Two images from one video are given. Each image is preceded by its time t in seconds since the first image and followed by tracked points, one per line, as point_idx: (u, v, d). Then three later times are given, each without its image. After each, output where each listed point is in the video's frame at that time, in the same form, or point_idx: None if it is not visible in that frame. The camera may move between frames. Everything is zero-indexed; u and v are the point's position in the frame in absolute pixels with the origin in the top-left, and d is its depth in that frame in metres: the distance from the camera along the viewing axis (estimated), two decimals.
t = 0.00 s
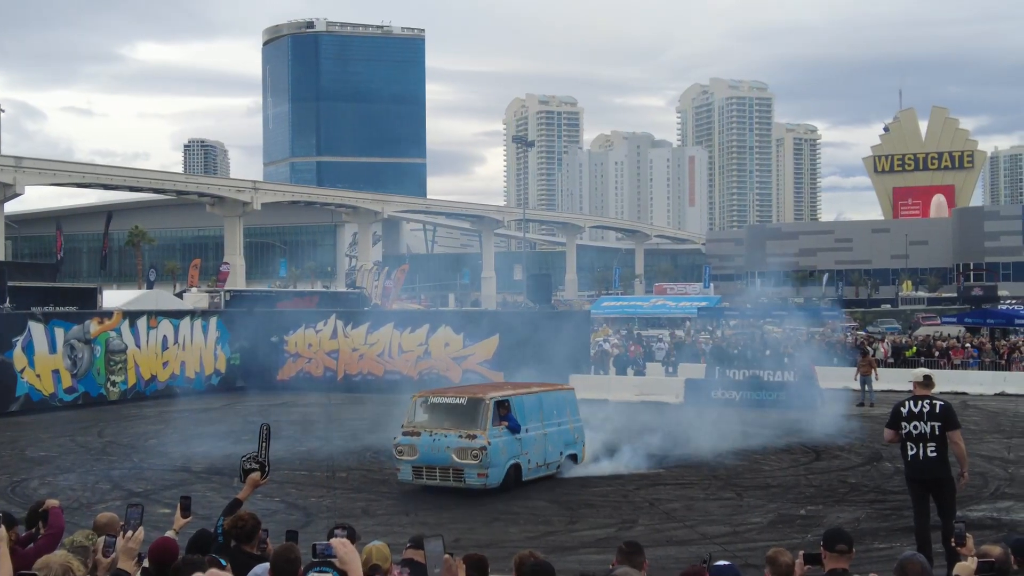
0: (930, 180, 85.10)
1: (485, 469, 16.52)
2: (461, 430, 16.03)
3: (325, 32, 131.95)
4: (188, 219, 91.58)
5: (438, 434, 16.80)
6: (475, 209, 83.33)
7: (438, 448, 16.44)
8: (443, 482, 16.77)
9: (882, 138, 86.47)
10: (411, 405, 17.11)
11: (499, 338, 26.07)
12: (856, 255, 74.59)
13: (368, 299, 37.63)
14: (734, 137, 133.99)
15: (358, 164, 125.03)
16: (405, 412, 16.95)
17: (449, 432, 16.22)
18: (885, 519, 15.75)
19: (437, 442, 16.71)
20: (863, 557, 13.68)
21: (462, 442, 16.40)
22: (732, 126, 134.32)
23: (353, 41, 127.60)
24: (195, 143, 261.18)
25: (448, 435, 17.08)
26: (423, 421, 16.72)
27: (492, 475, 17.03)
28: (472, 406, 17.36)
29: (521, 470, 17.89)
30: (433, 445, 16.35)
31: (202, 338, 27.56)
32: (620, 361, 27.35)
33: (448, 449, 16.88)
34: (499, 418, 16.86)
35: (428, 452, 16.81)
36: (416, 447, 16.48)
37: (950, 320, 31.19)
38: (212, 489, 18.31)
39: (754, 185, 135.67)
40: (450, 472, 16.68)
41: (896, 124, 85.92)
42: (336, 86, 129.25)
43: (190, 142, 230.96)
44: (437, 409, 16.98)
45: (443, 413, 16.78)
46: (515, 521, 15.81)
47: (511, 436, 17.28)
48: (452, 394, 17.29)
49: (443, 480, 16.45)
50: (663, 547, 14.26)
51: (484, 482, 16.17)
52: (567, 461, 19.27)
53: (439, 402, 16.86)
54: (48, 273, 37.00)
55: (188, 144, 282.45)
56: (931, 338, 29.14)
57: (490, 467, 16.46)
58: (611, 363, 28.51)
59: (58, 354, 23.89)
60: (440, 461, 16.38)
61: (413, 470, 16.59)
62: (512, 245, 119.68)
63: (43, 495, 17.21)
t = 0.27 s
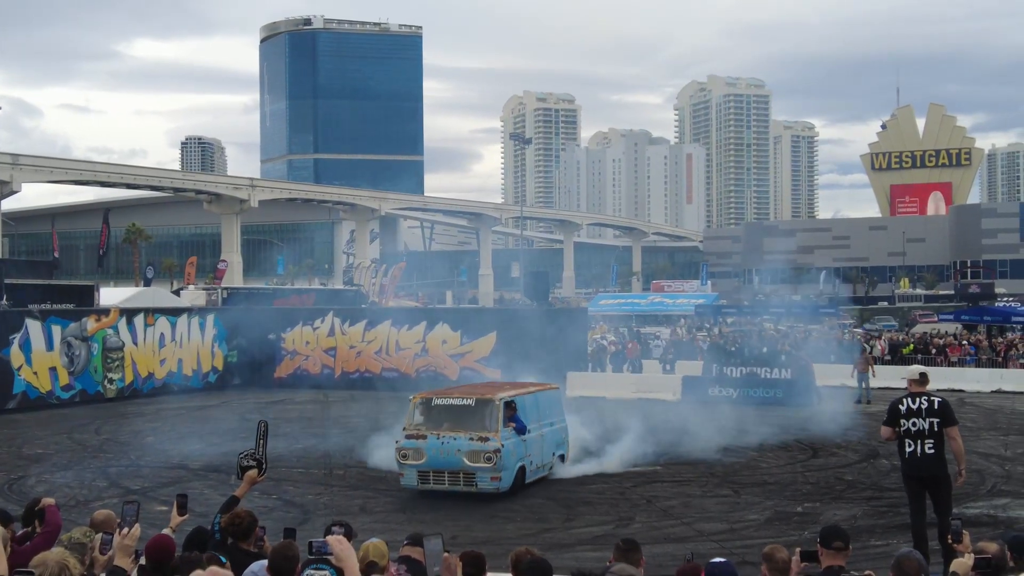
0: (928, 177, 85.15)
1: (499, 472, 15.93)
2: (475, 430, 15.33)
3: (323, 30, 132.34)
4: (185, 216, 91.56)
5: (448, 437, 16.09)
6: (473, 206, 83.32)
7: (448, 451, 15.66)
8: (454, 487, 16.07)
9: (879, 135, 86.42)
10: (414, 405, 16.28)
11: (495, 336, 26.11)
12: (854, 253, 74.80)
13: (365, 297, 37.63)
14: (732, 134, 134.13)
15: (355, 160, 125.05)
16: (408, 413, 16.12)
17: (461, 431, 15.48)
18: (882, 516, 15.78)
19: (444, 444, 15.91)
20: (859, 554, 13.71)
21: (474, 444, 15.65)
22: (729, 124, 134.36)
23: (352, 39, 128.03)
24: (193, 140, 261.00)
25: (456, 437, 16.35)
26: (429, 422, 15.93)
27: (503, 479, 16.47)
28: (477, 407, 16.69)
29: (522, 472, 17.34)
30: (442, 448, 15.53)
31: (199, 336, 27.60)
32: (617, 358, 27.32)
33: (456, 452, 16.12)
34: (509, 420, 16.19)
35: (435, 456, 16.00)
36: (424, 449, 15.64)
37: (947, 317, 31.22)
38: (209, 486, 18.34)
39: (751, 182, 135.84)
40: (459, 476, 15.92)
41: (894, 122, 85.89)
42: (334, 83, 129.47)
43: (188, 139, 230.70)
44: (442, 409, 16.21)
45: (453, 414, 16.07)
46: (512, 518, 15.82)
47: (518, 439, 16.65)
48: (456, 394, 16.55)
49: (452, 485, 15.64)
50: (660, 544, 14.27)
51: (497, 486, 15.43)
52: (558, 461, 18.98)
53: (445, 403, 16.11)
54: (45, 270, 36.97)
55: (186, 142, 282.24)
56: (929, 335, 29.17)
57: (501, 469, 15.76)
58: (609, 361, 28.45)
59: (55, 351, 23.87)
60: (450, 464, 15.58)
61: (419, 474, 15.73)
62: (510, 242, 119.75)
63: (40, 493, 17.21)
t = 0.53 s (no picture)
0: (924, 176, 85.12)
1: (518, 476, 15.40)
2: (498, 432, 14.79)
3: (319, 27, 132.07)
4: (181, 214, 91.39)
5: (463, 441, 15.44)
6: (469, 205, 83.23)
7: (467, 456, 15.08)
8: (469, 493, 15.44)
9: (875, 134, 86.52)
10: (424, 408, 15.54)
11: (492, 334, 26.13)
12: (850, 251, 74.91)
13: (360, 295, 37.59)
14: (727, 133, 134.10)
15: (351, 159, 125.00)
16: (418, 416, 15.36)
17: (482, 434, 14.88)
18: (877, 514, 15.80)
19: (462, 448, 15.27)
20: (855, 552, 13.72)
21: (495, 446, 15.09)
22: (726, 121, 134.33)
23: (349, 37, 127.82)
24: (189, 137, 260.44)
25: (470, 441, 15.74)
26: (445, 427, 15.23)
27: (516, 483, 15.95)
28: (488, 410, 16.15)
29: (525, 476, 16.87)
30: (461, 452, 14.79)
31: (194, 334, 27.61)
32: (614, 356, 27.29)
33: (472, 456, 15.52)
34: (525, 422, 15.69)
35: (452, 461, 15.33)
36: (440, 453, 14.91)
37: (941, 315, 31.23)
38: (205, 485, 18.33)
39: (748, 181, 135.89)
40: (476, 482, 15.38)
41: (890, 121, 85.91)
42: (330, 82, 129.26)
43: (183, 137, 230.32)
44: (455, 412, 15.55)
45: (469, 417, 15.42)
46: (508, 516, 15.84)
47: (529, 441, 16.19)
48: (467, 395, 15.92)
49: (471, 491, 14.98)
50: (656, 542, 14.27)
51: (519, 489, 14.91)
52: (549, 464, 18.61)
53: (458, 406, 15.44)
54: (39, 269, 36.86)
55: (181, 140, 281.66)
56: (925, 334, 29.17)
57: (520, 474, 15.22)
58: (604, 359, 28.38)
59: (51, 350, 23.83)
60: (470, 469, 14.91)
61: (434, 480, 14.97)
62: (506, 241, 119.67)
63: (35, 492, 17.18)
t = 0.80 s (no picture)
0: (918, 173, 85.19)
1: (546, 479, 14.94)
2: (527, 433, 14.40)
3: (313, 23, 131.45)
4: (175, 211, 91.29)
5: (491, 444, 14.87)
6: (464, 202, 83.17)
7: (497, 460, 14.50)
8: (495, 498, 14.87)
9: (869, 132, 86.56)
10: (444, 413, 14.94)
11: (486, 328, 26.21)
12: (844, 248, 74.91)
13: (355, 292, 37.56)
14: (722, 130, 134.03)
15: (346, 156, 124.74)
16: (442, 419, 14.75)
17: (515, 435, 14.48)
18: (871, 510, 15.83)
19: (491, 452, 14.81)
20: (848, 548, 13.75)
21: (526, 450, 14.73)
22: (721, 118, 134.26)
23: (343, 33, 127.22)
24: (184, 134, 260.06)
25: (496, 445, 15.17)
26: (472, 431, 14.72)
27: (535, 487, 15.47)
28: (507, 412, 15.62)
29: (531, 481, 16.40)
30: (491, 457, 14.28)
31: (188, 331, 27.65)
32: (609, 352, 27.26)
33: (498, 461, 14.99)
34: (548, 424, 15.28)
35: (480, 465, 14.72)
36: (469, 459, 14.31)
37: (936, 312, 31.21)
38: (199, 482, 18.34)
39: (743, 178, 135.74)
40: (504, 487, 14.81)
41: (885, 118, 85.84)
42: (324, 78, 128.84)
43: (178, 134, 230.05)
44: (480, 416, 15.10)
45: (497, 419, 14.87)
46: (502, 512, 15.87)
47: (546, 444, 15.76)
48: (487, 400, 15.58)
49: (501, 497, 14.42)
50: (652, 539, 14.28)
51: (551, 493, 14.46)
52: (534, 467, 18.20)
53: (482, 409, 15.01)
54: (32, 266, 36.78)
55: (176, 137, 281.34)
56: (919, 330, 29.15)
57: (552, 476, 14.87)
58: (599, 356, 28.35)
59: (45, 346, 23.80)
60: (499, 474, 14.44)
61: (465, 486, 14.29)
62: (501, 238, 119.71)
63: (29, 489, 17.18)
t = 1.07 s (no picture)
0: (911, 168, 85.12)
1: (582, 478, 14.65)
2: (569, 433, 13.98)
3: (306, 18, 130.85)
4: (168, 206, 91.13)
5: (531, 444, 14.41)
6: (458, 197, 83.11)
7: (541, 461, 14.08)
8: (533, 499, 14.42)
9: (863, 128, 86.61)
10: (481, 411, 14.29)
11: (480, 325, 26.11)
12: (837, 243, 74.63)
13: (348, 287, 37.54)
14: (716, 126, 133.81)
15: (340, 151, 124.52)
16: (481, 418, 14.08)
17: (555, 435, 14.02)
18: (863, 505, 15.86)
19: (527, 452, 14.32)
20: (840, 543, 13.78)
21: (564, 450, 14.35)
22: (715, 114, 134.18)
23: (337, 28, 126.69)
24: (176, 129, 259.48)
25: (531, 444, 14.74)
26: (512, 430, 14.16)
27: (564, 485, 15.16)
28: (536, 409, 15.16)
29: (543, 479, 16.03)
30: (535, 456, 13.77)
31: (182, 327, 27.62)
32: (603, 347, 27.24)
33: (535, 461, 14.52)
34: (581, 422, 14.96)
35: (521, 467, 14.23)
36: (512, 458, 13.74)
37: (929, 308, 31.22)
38: (192, 478, 18.34)
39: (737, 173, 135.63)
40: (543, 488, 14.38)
41: (879, 115, 86.02)
42: (318, 72, 128.43)
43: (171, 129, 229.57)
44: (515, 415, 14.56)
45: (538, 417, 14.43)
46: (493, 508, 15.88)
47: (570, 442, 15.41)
48: (518, 398, 15.12)
49: (543, 499, 13.92)
50: (644, 534, 14.29)
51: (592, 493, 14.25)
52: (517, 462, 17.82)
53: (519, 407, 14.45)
54: (24, 262, 36.68)
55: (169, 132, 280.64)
56: (912, 325, 29.15)
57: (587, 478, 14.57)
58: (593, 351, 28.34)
59: (37, 342, 23.73)
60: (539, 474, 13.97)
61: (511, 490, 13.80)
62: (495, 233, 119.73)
63: (21, 485, 17.16)
